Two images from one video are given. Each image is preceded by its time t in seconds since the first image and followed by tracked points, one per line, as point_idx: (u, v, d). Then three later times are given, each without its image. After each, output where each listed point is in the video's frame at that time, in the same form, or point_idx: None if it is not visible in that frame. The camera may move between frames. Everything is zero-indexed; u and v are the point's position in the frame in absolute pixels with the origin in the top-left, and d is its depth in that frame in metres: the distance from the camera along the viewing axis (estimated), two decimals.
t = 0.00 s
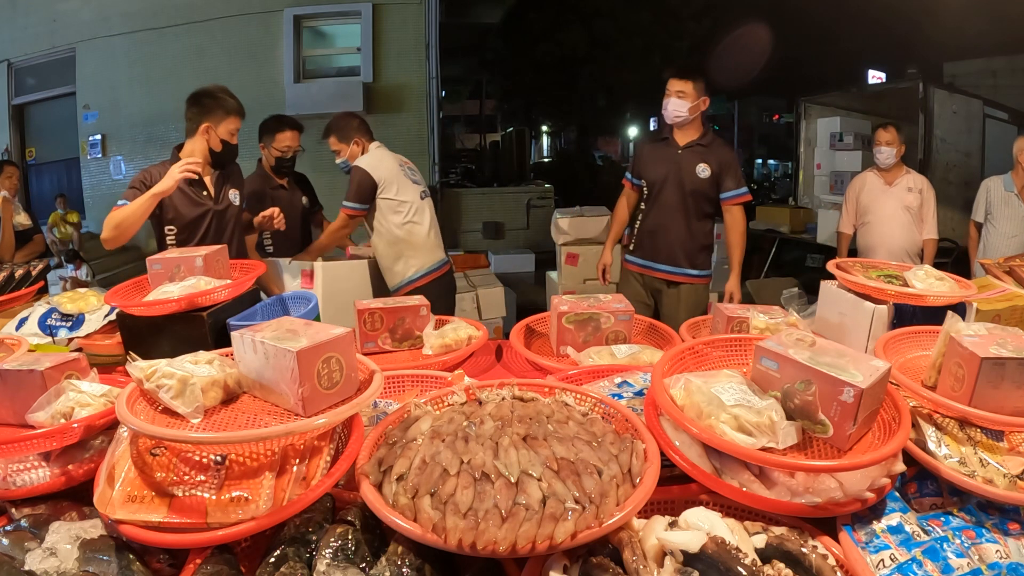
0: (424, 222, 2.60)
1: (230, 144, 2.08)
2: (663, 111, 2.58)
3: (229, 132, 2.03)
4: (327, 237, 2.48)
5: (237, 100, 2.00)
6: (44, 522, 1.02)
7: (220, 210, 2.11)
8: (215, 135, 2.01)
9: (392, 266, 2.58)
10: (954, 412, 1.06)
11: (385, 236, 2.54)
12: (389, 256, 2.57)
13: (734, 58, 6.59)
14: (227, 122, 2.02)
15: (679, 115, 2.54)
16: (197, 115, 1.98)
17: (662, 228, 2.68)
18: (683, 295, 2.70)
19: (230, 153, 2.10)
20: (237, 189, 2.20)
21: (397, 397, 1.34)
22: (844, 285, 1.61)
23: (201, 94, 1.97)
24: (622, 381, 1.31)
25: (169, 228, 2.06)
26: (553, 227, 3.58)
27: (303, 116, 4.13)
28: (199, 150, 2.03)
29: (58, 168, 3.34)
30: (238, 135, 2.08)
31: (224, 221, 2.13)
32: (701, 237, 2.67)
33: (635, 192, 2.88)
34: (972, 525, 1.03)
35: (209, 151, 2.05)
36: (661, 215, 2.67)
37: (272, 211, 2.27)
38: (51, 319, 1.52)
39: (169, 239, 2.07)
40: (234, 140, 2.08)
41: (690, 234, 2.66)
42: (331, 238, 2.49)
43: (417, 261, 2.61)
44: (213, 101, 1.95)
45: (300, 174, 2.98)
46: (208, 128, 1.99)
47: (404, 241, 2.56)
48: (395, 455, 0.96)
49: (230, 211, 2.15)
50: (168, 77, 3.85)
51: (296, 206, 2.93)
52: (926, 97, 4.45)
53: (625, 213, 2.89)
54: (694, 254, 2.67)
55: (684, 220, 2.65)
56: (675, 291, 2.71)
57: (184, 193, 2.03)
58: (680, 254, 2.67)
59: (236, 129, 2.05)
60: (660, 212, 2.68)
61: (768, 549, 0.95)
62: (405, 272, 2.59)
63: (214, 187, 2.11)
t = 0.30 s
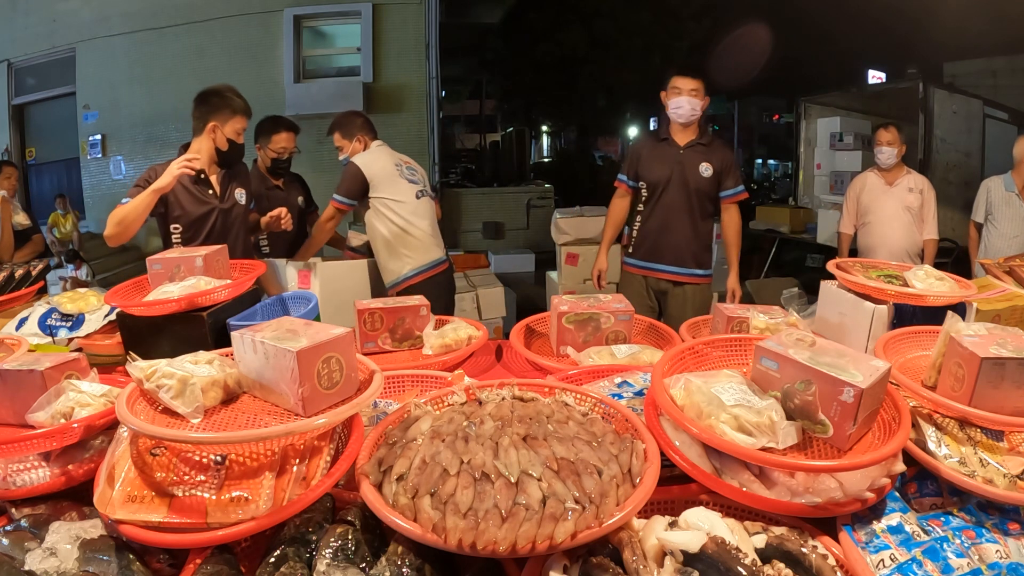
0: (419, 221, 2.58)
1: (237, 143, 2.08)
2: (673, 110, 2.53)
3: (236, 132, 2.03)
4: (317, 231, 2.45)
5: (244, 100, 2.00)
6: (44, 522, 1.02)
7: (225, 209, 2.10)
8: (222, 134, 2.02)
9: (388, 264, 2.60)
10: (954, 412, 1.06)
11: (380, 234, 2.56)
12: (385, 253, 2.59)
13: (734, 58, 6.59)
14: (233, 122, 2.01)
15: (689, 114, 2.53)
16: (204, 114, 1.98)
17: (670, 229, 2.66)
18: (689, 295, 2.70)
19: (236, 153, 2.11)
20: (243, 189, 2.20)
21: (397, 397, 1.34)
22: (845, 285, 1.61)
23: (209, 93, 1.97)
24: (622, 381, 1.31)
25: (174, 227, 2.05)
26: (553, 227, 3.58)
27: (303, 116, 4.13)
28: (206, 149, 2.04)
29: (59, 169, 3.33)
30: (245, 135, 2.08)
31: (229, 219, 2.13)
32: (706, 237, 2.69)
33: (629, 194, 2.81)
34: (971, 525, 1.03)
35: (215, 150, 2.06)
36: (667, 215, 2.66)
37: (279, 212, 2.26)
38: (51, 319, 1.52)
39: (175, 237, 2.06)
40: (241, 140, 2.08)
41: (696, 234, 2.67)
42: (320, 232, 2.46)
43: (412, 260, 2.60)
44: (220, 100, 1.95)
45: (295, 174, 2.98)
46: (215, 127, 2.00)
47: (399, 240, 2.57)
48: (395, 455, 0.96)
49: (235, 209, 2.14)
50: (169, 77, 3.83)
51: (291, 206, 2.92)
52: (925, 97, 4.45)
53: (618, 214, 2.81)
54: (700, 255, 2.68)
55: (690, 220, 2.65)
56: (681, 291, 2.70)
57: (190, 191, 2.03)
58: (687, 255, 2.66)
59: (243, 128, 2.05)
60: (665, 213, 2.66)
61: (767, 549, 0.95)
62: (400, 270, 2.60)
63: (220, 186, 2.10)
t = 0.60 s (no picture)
0: (419, 222, 2.58)
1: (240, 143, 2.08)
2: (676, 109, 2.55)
3: (239, 131, 2.04)
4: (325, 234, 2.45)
5: (246, 100, 2.01)
6: (44, 522, 1.02)
7: (228, 208, 2.10)
8: (225, 133, 2.02)
9: (391, 264, 2.62)
10: (954, 412, 1.06)
11: (382, 235, 2.57)
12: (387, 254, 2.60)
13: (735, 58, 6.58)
14: (236, 121, 2.02)
15: (692, 113, 2.55)
16: (206, 114, 1.99)
17: (672, 227, 2.66)
18: (688, 292, 2.72)
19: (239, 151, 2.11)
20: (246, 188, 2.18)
21: (397, 397, 1.34)
22: (845, 285, 1.61)
23: (211, 92, 1.98)
24: (622, 381, 1.31)
25: (177, 226, 2.05)
26: (553, 227, 3.58)
27: (303, 116, 4.13)
28: (209, 148, 2.04)
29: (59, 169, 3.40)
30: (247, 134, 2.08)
31: (232, 219, 2.13)
32: (705, 235, 2.71)
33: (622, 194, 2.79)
34: (972, 525, 1.03)
35: (218, 149, 2.06)
36: (667, 213, 2.65)
37: (281, 211, 2.24)
38: (51, 319, 1.52)
39: (177, 235, 2.06)
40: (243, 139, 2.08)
41: (694, 232, 2.68)
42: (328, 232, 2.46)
43: (414, 261, 2.61)
44: (224, 99, 1.96)
45: (294, 174, 2.98)
46: (217, 126, 2.00)
47: (401, 240, 2.57)
48: (395, 455, 0.96)
49: (238, 208, 2.14)
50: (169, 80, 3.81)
51: (290, 206, 2.89)
52: (926, 97, 4.45)
53: (613, 215, 2.79)
54: (699, 252, 2.70)
55: (689, 218, 2.66)
56: (681, 288, 2.71)
57: (193, 190, 2.03)
58: (687, 252, 2.68)
59: (246, 128, 2.05)
60: (665, 212, 2.65)
61: (767, 549, 0.95)
62: (403, 270, 2.62)
63: (223, 185, 2.10)
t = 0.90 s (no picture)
0: (422, 221, 2.58)
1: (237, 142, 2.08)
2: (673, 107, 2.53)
3: (235, 130, 2.01)
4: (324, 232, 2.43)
5: (244, 98, 1.98)
6: (44, 522, 1.02)
7: (228, 207, 2.13)
8: (221, 133, 2.01)
9: (391, 263, 2.62)
10: (954, 412, 1.06)
11: (383, 235, 2.57)
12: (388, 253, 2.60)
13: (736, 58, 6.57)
14: (233, 120, 1.99)
15: (688, 111, 2.54)
16: (203, 113, 1.98)
17: (670, 225, 2.66)
18: (687, 290, 2.72)
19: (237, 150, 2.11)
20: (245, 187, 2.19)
21: (397, 397, 1.34)
22: (844, 285, 1.61)
23: (208, 92, 1.96)
24: (622, 381, 1.31)
25: (176, 226, 2.04)
26: (553, 227, 3.58)
27: (303, 116, 4.13)
28: (207, 149, 2.05)
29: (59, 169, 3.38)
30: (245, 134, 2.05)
31: (232, 217, 2.15)
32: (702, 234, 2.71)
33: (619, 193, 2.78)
34: (972, 525, 1.03)
35: (216, 149, 2.06)
36: (665, 212, 2.65)
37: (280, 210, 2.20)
38: (51, 319, 1.52)
39: (177, 235, 2.05)
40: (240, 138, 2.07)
41: (692, 230, 2.69)
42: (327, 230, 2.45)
43: (415, 260, 2.60)
44: (221, 98, 1.94)
45: (293, 174, 2.98)
46: (213, 126, 1.99)
47: (402, 240, 2.57)
48: (395, 455, 0.96)
49: (238, 207, 2.15)
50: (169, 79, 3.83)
51: (289, 205, 2.89)
52: (926, 97, 4.46)
53: (610, 215, 2.78)
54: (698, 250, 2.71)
55: (686, 217, 2.67)
56: (679, 287, 2.71)
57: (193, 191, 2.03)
58: (684, 251, 2.68)
59: (242, 127, 2.02)
60: (663, 211, 2.66)
61: (767, 549, 0.95)
62: (403, 269, 2.62)
63: (222, 185, 2.11)
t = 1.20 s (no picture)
0: (422, 222, 2.58)
1: (233, 142, 2.07)
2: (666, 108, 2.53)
3: (231, 130, 2.03)
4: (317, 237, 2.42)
5: (240, 98, 2.00)
6: (44, 522, 1.02)
7: (223, 205, 2.10)
8: (217, 133, 2.02)
9: (393, 264, 2.64)
10: (954, 412, 1.06)
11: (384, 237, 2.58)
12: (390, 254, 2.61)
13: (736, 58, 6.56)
14: (229, 120, 2.00)
15: (682, 111, 2.52)
16: (199, 114, 1.98)
17: (665, 226, 2.66)
18: (681, 291, 2.71)
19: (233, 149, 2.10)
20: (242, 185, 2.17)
21: (397, 397, 1.34)
22: (844, 285, 1.61)
23: (205, 92, 1.97)
24: (622, 381, 1.31)
25: (171, 224, 2.05)
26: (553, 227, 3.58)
27: (303, 116, 4.12)
28: (203, 149, 2.05)
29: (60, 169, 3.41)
30: (242, 134, 2.07)
31: (228, 217, 2.13)
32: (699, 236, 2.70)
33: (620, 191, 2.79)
34: (972, 525, 1.03)
35: (213, 150, 2.07)
36: (661, 212, 2.65)
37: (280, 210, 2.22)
38: (51, 319, 1.52)
39: (173, 234, 2.06)
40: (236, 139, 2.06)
41: (688, 231, 2.68)
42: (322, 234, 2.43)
43: (416, 261, 2.61)
44: (216, 99, 1.94)
45: (293, 173, 2.98)
46: (209, 126, 2.00)
47: (403, 241, 2.58)
48: (395, 455, 0.96)
49: (234, 206, 2.13)
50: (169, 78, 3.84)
51: (288, 206, 2.89)
52: (926, 97, 4.45)
53: (610, 213, 2.80)
54: (694, 252, 2.70)
55: (683, 218, 2.66)
56: (673, 287, 2.71)
57: (188, 189, 2.03)
58: (680, 252, 2.68)
59: (240, 127, 2.04)
60: (660, 211, 2.65)
61: (767, 549, 0.95)
62: (405, 270, 2.62)
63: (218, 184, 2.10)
